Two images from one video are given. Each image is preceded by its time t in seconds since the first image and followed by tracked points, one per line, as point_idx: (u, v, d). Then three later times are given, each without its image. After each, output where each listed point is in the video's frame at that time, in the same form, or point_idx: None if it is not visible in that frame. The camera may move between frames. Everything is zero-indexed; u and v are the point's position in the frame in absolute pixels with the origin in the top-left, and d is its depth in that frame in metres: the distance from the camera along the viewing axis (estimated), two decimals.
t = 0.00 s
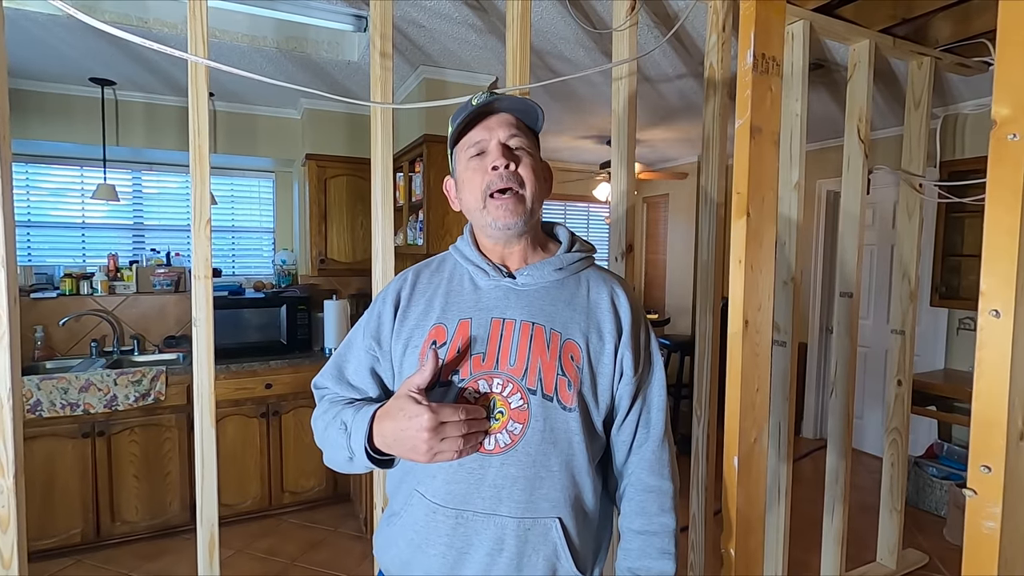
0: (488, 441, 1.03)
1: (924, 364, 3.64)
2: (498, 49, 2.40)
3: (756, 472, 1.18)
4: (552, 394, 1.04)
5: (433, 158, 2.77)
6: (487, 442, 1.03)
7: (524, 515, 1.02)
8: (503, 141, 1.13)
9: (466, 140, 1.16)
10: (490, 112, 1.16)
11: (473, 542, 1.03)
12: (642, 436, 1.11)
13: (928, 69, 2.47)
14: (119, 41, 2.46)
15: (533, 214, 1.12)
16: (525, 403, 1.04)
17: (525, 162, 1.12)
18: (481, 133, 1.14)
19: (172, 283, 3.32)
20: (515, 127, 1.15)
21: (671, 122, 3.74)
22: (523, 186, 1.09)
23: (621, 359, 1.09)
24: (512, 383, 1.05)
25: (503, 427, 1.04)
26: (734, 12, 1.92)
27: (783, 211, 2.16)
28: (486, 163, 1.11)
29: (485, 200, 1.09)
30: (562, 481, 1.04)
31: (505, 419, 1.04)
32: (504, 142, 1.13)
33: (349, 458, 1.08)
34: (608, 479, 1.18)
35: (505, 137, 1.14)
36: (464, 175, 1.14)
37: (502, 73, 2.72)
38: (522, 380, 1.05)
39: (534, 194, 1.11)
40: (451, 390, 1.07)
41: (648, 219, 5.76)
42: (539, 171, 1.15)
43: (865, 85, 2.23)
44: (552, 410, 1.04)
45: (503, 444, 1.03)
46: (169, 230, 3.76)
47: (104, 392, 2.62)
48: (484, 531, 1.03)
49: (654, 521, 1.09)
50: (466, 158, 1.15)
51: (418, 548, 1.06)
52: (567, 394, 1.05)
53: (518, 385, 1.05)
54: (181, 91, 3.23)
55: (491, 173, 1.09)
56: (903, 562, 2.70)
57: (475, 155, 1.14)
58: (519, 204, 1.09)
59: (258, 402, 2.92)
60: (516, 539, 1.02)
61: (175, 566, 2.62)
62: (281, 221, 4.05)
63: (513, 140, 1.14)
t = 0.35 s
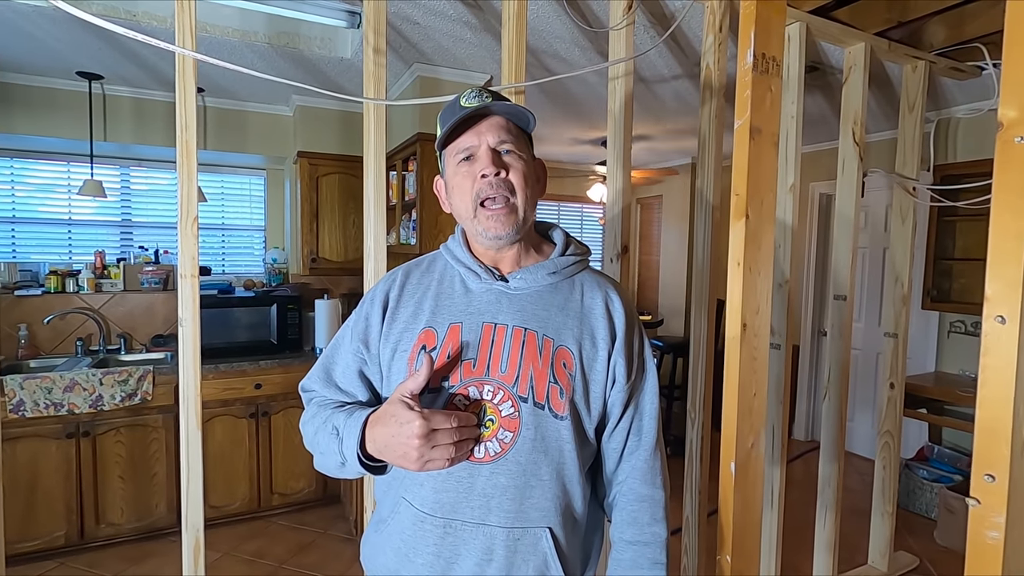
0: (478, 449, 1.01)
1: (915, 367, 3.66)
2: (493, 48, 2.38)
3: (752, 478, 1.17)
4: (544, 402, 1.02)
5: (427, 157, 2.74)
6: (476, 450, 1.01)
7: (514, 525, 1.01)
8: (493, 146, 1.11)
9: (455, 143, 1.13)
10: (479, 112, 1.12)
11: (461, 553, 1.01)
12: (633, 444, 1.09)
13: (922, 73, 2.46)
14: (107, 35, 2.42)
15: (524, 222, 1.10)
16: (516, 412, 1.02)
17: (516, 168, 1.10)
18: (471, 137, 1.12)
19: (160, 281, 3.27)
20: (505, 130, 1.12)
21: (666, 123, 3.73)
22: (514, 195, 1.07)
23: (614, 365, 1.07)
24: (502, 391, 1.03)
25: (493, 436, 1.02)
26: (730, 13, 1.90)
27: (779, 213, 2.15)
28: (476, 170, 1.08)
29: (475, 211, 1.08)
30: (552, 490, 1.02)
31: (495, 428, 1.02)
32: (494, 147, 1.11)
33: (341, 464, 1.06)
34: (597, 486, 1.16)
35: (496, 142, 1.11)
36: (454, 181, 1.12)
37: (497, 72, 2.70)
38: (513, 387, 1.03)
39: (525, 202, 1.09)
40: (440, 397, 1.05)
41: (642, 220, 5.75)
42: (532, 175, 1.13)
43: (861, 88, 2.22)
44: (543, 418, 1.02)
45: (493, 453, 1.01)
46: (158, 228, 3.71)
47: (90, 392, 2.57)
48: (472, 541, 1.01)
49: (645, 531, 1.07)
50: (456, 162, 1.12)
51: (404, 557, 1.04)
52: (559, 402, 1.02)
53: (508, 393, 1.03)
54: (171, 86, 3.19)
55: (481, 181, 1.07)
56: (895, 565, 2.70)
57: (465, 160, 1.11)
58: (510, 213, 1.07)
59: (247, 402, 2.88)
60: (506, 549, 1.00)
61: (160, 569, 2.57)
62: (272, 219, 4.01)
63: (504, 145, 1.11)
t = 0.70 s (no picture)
0: (483, 454, 1.00)
1: (923, 367, 3.63)
2: (498, 47, 2.37)
3: (764, 480, 1.15)
4: (549, 406, 1.01)
5: (431, 157, 2.73)
6: (481, 455, 1.00)
7: (520, 529, 0.99)
8: (496, 146, 1.09)
9: (460, 141, 1.12)
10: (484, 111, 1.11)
11: (467, 558, 1.00)
12: (639, 447, 1.08)
13: (931, 70, 2.44)
14: (111, 36, 2.41)
15: (525, 223, 1.08)
16: (521, 416, 1.01)
17: (519, 169, 1.08)
18: (474, 136, 1.10)
19: (164, 282, 3.27)
20: (510, 129, 1.11)
21: (670, 122, 3.72)
22: (514, 196, 1.06)
23: (620, 367, 1.06)
24: (507, 395, 1.02)
25: (498, 440, 1.00)
26: (737, 11, 1.89)
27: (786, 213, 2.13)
28: (478, 170, 1.07)
29: (475, 210, 1.06)
30: (559, 494, 1.01)
31: (500, 432, 1.01)
32: (497, 146, 1.09)
33: (346, 468, 1.05)
34: (604, 489, 1.15)
35: (499, 141, 1.09)
36: (457, 179, 1.11)
37: (501, 72, 2.68)
38: (518, 391, 1.01)
39: (526, 203, 1.08)
40: (444, 402, 1.04)
41: (646, 220, 5.73)
42: (535, 176, 1.11)
43: (869, 86, 2.20)
44: (548, 422, 1.01)
45: (498, 457, 1.00)
46: (162, 229, 3.71)
47: (95, 393, 2.57)
48: (478, 546, 0.99)
49: (653, 534, 1.06)
50: (460, 160, 1.11)
51: (411, 562, 1.03)
52: (564, 406, 1.01)
53: (513, 397, 1.01)
54: (174, 87, 3.19)
55: (483, 181, 1.06)
56: (903, 566, 2.68)
57: (468, 159, 1.10)
58: (509, 213, 1.06)
59: (251, 403, 2.88)
60: (512, 554, 0.99)
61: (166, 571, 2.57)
62: (276, 220, 4.01)
63: (508, 145, 1.09)
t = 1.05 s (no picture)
0: (492, 453, 0.99)
1: (930, 365, 3.61)
2: (501, 46, 2.35)
3: (775, 481, 1.14)
4: (557, 404, 1.00)
5: (435, 157, 2.72)
6: (490, 454, 0.99)
7: (529, 528, 0.98)
8: (508, 145, 1.08)
9: (472, 137, 1.12)
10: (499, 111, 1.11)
11: (477, 557, 0.99)
12: (648, 446, 1.07)
13: (938, 66, 2.41)
14: (115, 37, 2.41)
15: (531, 225, 1.08)
16: (529, 414, 1.00)
17: (529, 169, 1.07)
18: (487, 134, 1.10)
19: (169, 284, 3.30)
20: (523, 129, 1.10)
21: (674, 120, 3.70)
22: (522, 196, 1.05)
23: (627, 366, 1.04)
24: (515, 394, 1.01)
25: (506, 439, 0.99)
26: (744, 7, 1.87)
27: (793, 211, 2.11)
28: (488, 167, 1.06)
29: (480, 206, 1.06)
30: (568, 493, 1.00)
31: (508, 431, 1.00)
32: (509, 145, 1.08)
33: (356, 468, 1.04)
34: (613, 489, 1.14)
35: (512, 141, 1.08)
36: (466, 175, 1.10)
37: (504, 70, 2.67)
38: (525, 390, 1.00)
39: (533, 203, 1.07)
40: (452, 401, 1.03)
41: (650, 219, 5.71)
42: (545, 178, 1.09)
43: (876, 82, 2.18)
44: (556, 420, 1.00)
45: (507, 456, 0.99)
46: (166, 230, 3.71)
47: (100, 395, 2.57)
48: (488, 545, 0.99)
49: (663, 534, 1.05)
50: (471, 157, 1.10)
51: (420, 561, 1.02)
52: (572, 404, 1.00)
53: (521, 396, 1.01)
54: (177, 88, 3.19)
55: (491, 178, 1.05)
56: (912, 566, 2.66)
57: (479, 156, 1.09)
58: (517, 213, 1.05)
59: (257, 405, 2.88)
60: (522, 553, 0.98)
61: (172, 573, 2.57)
62: (280, 221, 4.00)
63: (519, 145, 1.08)
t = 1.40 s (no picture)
0: (497, 457, 0.98)
1: (930, 370, 3.61)
2: (502, 51, 2.35)
3: (781, 486, 1.13)
4: (561, 407, 0.99)
5: (436, 161, 2.71)
6: (494, 459, 0.98)
7: (536, 533, 0.98)
8: (534, 162, 1.07)
9: (500, 142, 1.10)
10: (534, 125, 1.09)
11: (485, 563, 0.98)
12: (652, 450, 1.06)
13: (937, 71, 2.42)
14: (115, 41, 2.40)
15: (538, 244, 1.10)
16: (533, 417, 0.99)
17: (549, 189, 1.07)
18: (515, 144, 1.08)
19: (167, 288, 3.28)
20: (552, 148, 1.08)
21: (674, 124, 3.70)
22: (535, 216, 1.06)
23: (630, 369, 1.04)
24: (518, 397, 1.00)
25: (510, 443, 0.99)
26: (745, 12, 1.87)
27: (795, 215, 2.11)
28: (509, 179, 1.06)
29: (495, 216, 1.07)
30: (573, 498, 1.00)
31: (512, 434, 0.99)
32: (534, 162, 1.08)
33: (365, 476, 1.03)
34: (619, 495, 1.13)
35: (538, 158, 1.08)
36: (486, 179, 1.10)
37: (505, 75, 2.67)
38: (529, 393, 1.00)
39: (545, 223, 1.08)
40: (456, 406, 1.02)
41: (649, 223, 5.71)
42: (561, 197, 1.10)
43: (876, 87, 2.18)
44: (560, 423, 0.99)
45: (511, 460, 0.98)
46: (165, 234, 3.70)
47: (98, 400, 2.55)
48: (495, 551, 0.98)
49: (671, 539, 1.03)
50: (494, 163, 1.09)
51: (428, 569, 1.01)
52: (575, 407, 1.00)
53: (524, 399, 1.00)
54: (177, 92, 3.18)
55: (511, 193, 1.05)
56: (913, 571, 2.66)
57: (503, 165, 1.08)
58: (526, 231, 1.07)
59: (255, 409, 2.86)
60: (530, 558, 0.97)
61: None
62: (279, 225, 4.00)
63: (544, 163, 1.08)
